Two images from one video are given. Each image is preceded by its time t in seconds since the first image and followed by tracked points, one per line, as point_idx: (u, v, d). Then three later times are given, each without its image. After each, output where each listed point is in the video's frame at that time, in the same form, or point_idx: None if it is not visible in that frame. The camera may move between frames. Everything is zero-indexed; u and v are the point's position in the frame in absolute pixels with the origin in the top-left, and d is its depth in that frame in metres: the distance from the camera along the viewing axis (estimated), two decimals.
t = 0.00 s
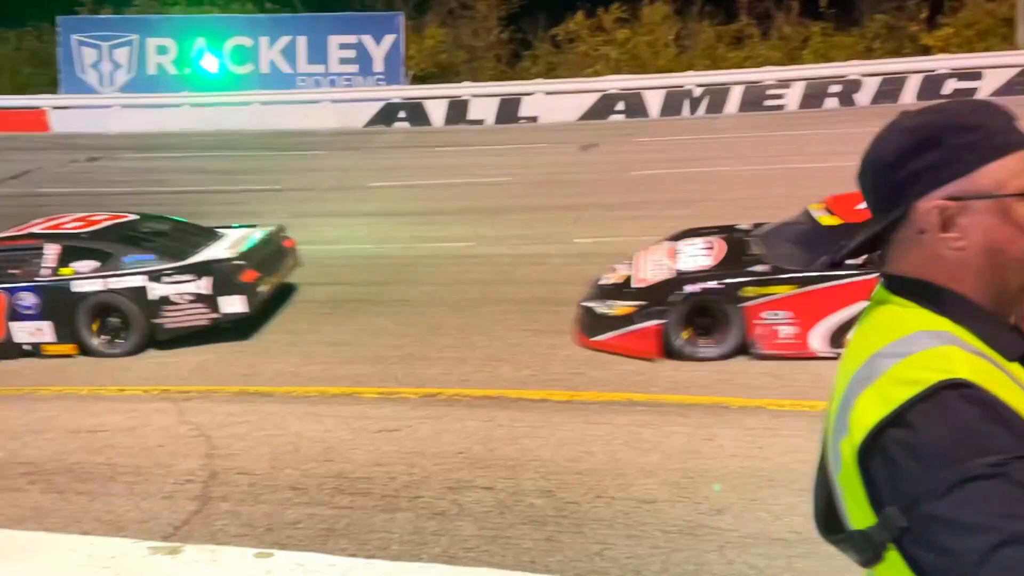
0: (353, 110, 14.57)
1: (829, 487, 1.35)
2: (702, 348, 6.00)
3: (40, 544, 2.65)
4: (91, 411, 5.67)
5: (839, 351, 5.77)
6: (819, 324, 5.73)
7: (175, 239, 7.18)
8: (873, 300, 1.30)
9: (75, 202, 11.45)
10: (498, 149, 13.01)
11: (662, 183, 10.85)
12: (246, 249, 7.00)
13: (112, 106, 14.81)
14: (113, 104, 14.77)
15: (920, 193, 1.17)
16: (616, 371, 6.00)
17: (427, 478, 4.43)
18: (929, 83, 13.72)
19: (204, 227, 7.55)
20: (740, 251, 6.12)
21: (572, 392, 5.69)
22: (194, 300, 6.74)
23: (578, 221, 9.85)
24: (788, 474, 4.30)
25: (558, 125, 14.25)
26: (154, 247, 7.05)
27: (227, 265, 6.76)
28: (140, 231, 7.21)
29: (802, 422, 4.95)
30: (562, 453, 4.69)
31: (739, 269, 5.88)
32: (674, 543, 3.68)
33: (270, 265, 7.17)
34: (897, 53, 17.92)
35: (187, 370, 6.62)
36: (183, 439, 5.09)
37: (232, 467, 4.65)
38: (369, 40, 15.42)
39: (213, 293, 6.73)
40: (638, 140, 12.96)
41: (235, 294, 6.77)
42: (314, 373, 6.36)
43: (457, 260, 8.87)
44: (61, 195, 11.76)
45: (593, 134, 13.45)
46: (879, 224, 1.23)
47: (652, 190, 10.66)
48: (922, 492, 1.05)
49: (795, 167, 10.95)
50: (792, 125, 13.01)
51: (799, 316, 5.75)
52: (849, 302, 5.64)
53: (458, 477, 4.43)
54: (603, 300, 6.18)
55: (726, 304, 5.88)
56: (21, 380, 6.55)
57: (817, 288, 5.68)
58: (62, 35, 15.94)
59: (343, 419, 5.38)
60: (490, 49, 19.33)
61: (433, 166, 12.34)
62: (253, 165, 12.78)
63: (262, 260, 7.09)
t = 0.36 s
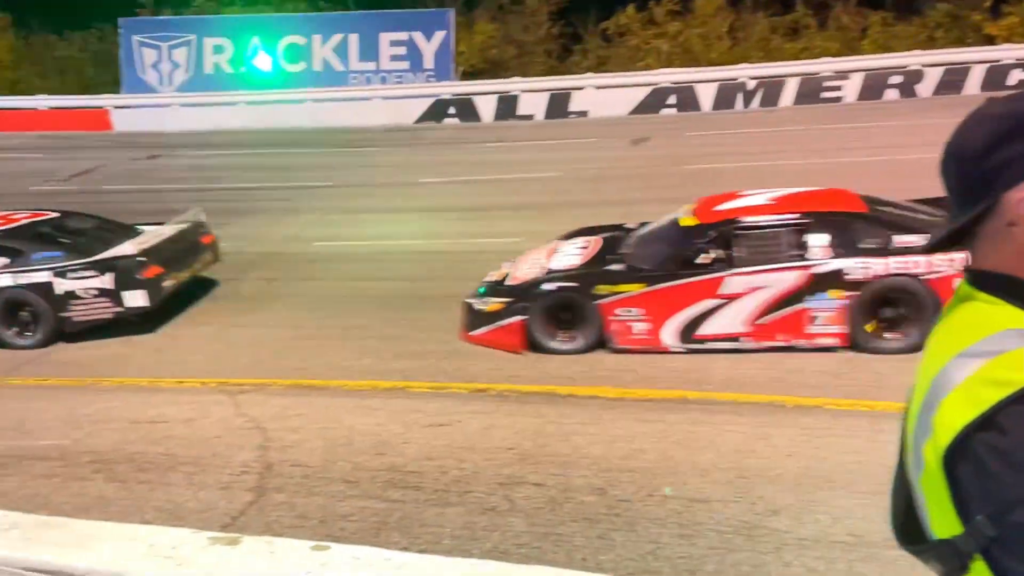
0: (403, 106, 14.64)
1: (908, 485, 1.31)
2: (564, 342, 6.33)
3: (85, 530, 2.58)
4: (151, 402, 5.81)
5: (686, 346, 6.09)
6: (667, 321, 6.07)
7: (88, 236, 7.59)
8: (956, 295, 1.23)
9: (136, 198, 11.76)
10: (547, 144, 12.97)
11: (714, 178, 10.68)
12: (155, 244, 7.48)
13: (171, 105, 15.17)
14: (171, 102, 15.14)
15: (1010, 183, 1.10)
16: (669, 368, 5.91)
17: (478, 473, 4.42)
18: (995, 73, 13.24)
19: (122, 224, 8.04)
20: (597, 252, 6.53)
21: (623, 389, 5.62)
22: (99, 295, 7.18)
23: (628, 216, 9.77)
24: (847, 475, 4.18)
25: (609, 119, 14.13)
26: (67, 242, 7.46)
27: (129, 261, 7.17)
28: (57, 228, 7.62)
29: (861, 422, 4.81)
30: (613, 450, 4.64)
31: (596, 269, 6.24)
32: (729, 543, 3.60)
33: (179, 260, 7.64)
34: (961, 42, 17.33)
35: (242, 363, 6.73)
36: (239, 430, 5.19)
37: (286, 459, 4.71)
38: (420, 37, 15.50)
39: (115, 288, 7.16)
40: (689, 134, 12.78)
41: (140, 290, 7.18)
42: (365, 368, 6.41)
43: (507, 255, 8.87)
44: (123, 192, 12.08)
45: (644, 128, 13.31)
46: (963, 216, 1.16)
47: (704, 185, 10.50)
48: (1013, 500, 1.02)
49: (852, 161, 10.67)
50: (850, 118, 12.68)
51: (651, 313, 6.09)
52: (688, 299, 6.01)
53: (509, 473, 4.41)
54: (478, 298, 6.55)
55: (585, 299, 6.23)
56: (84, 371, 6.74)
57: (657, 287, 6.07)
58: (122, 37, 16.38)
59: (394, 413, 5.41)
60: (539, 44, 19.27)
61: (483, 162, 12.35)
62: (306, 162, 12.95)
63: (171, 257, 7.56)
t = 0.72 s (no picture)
0: (457, 103, 14.70)
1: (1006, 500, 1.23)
2: (438, 335, 6.84)
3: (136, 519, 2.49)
4: (212, 395, 5.94)
5: (543, 338, 6.54)
6: (525, 315, 6.53)
7: (21, 237, 8.17)
8: None
9: (198, 196, 12.04)
10: (602, 140, 12.87)
11: (772, 174, 10.45)
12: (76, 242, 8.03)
13: (232, 105, 15.50)
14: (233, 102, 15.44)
15: None
16: (727, 367, 5.80)
17: (532, 470, 4.40)
18: None
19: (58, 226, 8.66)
20: (473, 253, 7.02)
21: (679, 388, 5.53)
22: (15, 290, 7.73)
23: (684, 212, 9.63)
24: (915, 480, 4.02)
25: (664, 114, 13.94)
26: None
27: (41, 258, 7.70)
28: None
29: (930, 424, 4.63)
30: (670, 450, 4.57)
31: (464, 266, 6.72)
32: (791, 547, 3.50)
33: (101, 256, 8.16)
34: None
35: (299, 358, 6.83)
36: (297, 424, 5.27)
37: (344, 453, 4.76)
38: (474, 34, 15.55)
39: (30, 283, 7.69)
40: (747, 129, 12.53)
41: (54, 285, 7.69)
42: (420, 364, 6.44)
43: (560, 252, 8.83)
44: (186, 190, 12.37)
45: (701, 123, 13.09)
46: None
47: (761, 180, 10.29)
48: None
49: (918, 154, 10.31)
50: (917, 110, 12.26)
51: (511, 307, 6.56)
52: (539, 295, 6.45)
53: (564, 471, 4.37)
54: (366, 292, 7.10)
55: (452, 294, 6.71)
56: (150, 364, 6.93)
57: (512, 284, 6.54)
58: (187, 40, 16.79)
59: (449, 409, 5.42)
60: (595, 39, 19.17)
61: (538, 158, 12.32)
62: (362, 160, 13.09)
63: (91, 253, 8.07)
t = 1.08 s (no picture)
0: (517, 104, 14.69)
1: None
2: (342, 330, 7.42)
3: (214, 515, 2.29)
4: (276, 393, 6.05)
5: (426, 332, 7.08)
6: (408, 311, 7.06)
7: None
8: None
9: (265, 198, 12.30)
10: (663, 139, 12.69)
11: (841, 171, 10.15)
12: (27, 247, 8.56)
13: (296, 109, 15.80)
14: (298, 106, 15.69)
15: None
16: (794, 371, 5.64)
17: (594, 473, 4.34)
18: None
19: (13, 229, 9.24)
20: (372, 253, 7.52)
21: (744, 391, 5.40)
22: None
23: (747, 211, 9.43)
24: (999, 491, 3.83)
25: (728, 111, 13.68)
26: None
27: None
28: None
29: (1014, 433, 4.41)
30: (736, 455, 4.45)
31: (357, 265, 7.26)
32: (865, 558, 3.36)
33: (47, 259, 8.69)
34: None
35: (361, 356, 6.90)
36: (360, 422, 5.32)
37: (406, 451, 4.78)
38: (533, 34, 15.51)
39: None
40: (813, 126, 12.21)
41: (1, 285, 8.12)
42: (480, 363, 6.45)
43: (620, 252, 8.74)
44: (253, 192, 12.63)
45: (764, 121, 12.81)
46: None
47: (828, 178, 10.01)
48: None
49: (995, 151, 9.88)
50: (994, 104, 11.74)
51: (396, 304, 7.10)
52: (418, 293, 6.98)
53: (626, 474, 4.30)
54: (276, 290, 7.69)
55: (345, 292, 7.27)
56: (218, 362, 7.10)
57: (396, 283, 7.05)
58: (254, 45, 17.14)
59: (509, 409, 5.41)
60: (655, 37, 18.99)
61: (597, 158, 12.24)
62: (423, 161, 13.20)
63: (36, 256, 8.60)
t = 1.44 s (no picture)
0: (579, 106, 14.63)
1: None
2: (266, 328, 8.14)
3: (279, 513, 2.31)
4: (340, 394, 6.13)
5: (338, 330, 7.74)
6: (322, 311, 7.75)
7: None
8: None
9: (330, 203, 12.52)
10: (729, 140, 12.44)
11: (915, 171, 9.78)
12: None
13: (360, 114, 16.05)
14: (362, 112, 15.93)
15: None
16: (866, 378, 5.44)
17: (657, 479, 4.27)
18: None
19: None
20: (296, 258, 8.21)
21: (813, 397, 5.24)
22: None
23: (815, 213, 9.17)
24: None
25: (795, 110, 13.37)
26: None
27: None
28: None
29: None
30: (805, 463, 4.31)
31: (279, 269, 7.96)
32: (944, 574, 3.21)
33: (21, 263, 9.37)
34: None
35: (422, 358, 6.94)
36: (421, 424, 5.35)
37: (467, 454, 4.78)
38: (596, 36, 15.44)
39: None
40: (885, 125, 11.81)
41: None
42: (542, 366, 6.42)
43: (684, 256, 8.60)
44: (319, 197, 12.88)
45: (833, 121, 12.43)
46: None
47: (901, 179, 9.66)
48: None
49: None
50: None
51: (311, 304, 7.79)
52: (329, 295, 7.65)
53: (690, 481, 4.21)
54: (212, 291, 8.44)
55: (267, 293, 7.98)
56: (284, 362, 7.24)
57: (311, 285, 7.73)
58: (320, 53, 17.51)
59: (571, 413, 5.36)
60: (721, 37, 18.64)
61: (660, 160, 12.09)
62: (485, 165, 13.24)
63: (10, 260, 9.28)
